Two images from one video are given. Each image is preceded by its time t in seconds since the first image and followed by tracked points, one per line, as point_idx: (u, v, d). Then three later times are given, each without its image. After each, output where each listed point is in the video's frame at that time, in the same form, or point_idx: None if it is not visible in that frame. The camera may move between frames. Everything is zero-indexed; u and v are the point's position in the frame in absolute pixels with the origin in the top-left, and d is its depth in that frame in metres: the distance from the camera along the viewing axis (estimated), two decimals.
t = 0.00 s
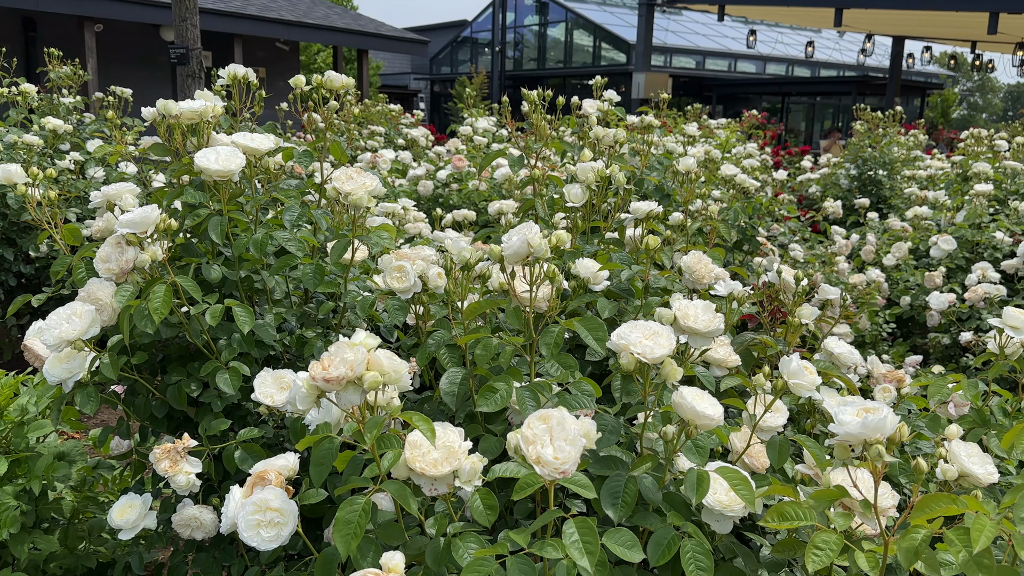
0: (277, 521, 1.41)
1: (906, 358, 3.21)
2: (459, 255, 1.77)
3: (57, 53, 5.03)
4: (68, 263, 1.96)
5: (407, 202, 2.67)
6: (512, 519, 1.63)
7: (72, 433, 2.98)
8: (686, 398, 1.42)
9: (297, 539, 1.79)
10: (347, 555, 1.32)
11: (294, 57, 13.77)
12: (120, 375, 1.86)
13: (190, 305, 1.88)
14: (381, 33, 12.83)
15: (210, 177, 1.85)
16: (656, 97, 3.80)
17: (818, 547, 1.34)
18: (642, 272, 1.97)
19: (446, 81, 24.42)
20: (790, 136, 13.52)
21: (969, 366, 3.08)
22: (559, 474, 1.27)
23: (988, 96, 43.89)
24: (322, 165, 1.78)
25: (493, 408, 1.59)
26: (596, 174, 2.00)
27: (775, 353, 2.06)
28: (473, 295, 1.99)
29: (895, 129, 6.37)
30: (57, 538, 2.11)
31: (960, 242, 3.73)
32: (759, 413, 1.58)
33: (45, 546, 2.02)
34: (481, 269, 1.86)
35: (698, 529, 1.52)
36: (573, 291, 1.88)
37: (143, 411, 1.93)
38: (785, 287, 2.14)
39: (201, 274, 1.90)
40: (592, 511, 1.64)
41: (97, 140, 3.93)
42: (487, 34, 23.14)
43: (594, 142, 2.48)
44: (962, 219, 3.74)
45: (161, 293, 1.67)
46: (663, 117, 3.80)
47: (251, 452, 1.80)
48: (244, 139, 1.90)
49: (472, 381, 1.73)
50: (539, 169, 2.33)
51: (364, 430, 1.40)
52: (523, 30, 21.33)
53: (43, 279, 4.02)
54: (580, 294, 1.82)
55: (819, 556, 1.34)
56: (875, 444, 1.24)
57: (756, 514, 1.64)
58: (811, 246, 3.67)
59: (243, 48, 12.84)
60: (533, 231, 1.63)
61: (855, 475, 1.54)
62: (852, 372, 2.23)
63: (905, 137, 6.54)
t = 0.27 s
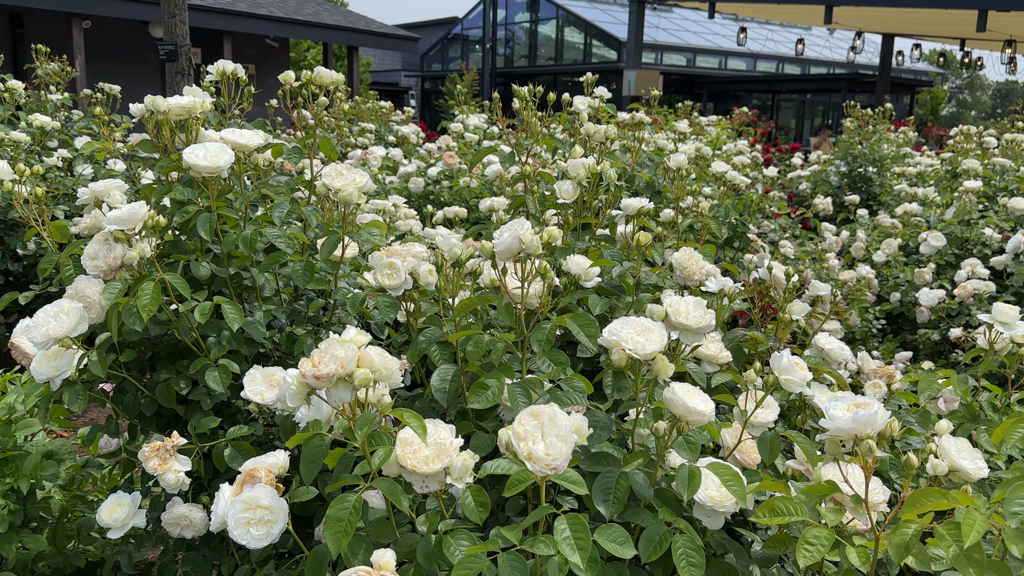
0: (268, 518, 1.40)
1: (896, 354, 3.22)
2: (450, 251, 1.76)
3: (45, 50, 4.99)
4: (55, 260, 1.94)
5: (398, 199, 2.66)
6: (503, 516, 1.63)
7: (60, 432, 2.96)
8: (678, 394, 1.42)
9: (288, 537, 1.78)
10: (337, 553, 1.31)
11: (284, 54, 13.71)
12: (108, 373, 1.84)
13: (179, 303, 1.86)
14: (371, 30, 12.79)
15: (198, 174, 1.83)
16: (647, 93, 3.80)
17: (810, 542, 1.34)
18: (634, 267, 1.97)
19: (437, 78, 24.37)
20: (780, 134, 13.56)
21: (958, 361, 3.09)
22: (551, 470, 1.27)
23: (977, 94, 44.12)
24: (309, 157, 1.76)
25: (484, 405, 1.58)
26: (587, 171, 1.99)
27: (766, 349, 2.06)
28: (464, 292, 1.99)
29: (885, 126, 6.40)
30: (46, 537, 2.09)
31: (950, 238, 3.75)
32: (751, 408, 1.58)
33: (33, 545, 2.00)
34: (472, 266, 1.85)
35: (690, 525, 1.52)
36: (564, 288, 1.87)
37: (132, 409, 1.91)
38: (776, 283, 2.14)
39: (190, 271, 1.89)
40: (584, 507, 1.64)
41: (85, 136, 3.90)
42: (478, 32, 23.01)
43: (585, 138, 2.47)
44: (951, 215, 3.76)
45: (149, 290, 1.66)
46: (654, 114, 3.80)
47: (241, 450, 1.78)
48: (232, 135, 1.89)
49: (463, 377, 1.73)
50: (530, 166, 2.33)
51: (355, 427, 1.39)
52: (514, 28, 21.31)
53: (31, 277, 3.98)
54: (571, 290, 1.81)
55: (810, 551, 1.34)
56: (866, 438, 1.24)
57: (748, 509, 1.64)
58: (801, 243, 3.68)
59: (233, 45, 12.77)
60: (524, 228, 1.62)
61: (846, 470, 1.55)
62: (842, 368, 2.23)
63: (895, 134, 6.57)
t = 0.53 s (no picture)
0: (259, 518, 1.40)
1: (885, 351, 3.24)
2: (440, 248, 1.76)
3: (31, 46, 4.95)
4: (42, 258, 1.93)
5: (387, 196, 2.65)
6: (494, 514, 1.62)
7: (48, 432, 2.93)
8: (668, 394, 1.42)
9: (278, 535, 1.78)
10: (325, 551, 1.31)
11: (273, 51, 13.65)
12: (96, 372, 1.83)
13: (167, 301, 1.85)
14: (361, 27, 12.74)
15: (186, 170, 1.82)
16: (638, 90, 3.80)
17: (800, 538, 1.34)
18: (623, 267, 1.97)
19: (427, 76, 24.32)
20: (769, 131, 13.61)
21: (947, 358, 3.11)
22: (540, 468, 1.26)
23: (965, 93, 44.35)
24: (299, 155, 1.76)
25: (475, 403, 1.58)
26: (577, 168, 1.99)
27: (755, 346, 2.07)
28: (455, 289, 1.98)
29: (873, 124, 6.42)
30: (33, 537, 2.08)
31: (938, 235, 3.76)
32: (741, 404, 1.58)
33: (20, 545, 1.99)
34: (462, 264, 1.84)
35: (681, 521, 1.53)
36: (556, 285, 1.87)
37: (120, 408, 1.90)
38: (766, 280, 2.14)
39: (178, 269, 1.87)
40: (575, 504, 1.64)
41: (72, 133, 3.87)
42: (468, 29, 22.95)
43: (575, 135, 2.47)
44: (939, 213, 3.78)
45: (137, 288, 1.65)
46: (644, 111, 3.80)
47: (230, 448, 1.77)
48: (221, 132, 1.87)
49: (453, 375, 1.72)
50: (520, 163, 2.32)
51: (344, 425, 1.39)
52: (503, 25, 21.29)
53: (17, 275, 3.95)
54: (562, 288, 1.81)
55: (799, 548, 1.34)
56: (855, 434, 1.25)
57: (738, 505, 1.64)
58: (791, 240, 3.69)
59: (221, 42, 12.70)
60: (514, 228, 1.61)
61: (836, 468, 1.55)
62: (832, 364, 2.24)
63: (884, 131, 6.59)
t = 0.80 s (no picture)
0: (246, 518, 1.39)
1: (871, 348, 3.25)
2: (428, 247, 1.75)
3: (14, 42, 4.89)
4: (25, 257, 1.91)
5: (376, 194, 2.64)
6: (482, 513, 1.62)
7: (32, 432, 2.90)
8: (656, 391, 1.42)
9: (266, 535, 1.77)
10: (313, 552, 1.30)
11: (260, 48, 13.58)
12: (81, 371, 1.82)
13: (153, 300, 1.84)
14: (350, 24, 12.70)
15: (172, 169, 1.81)
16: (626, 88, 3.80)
17: (787, 535, 1.35)
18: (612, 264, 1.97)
19: (416, 73, 24.26)
20: (757, 129, 13.71)
21: (933, 354, 3.13)
22: (528, 467, 1.26)
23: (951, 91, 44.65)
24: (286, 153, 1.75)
25: (463, 402, 1.58)
26: (565, 166, 1.99)
27: (743, 344, 2.08)
28: (443, 288, 1.98)
29: (860, 122, 6.45)
30: (17, 539, 2.05)
31: (924, 233, 3.79)
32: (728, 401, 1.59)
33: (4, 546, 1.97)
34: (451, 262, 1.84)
35: (669, 518, 1.53)
36: (544, 283, 1.87)
37: (105, 408, 1.88)
38: (753, 278, 2.15)
39: (164, 268, 1.86)
40: (563, 503, 1.64)
41: (56, 130, 3.83)
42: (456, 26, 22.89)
43: (564, 133, 2.47)
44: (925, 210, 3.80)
45: (123, 287, 1.63)
46: (633, 109, 3.80)
47: (217, 448, 1.76)
48: (207, 130, 1.86)
49: (441, 373, 1.72)
50: (508, 161, 2.32)
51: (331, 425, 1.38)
52: (492, 23, 21.25)
53: (1, 273, 3.91)
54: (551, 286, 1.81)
55: (786, 544, 1.35)
56: (842, 432, 1.25)
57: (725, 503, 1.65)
58: (778, 238, 3.71)
59: (208, 39, 12.62)
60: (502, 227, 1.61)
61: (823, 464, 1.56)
62: (819, 361, 2.25)
63: (870, 130, 6.63)
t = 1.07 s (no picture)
0: (228, 518, 1.38)
1: (855, 345, 3.27)
2: (412, 245, 1.75)
3: None
4: (6, 256, 1.89)
5: (361, 192, 2.63)
6: (467, 511, 1.62)
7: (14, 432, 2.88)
8: (640, 389, 1.42)
9: (250, 534, 1.76)
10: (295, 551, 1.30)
11: (246, 46, 13.51)
12: (63, 371, 1.80)
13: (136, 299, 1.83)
14: (336, 22, 12.65)
15: (155, 166, 1.79)
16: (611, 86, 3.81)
17: (769, 531, 1.35)
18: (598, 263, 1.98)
19: (403, 72, 24.20)
20: (743, 128, 13.75)
21: (915, 351, 3.15)
22: (512, 464, 1.26)
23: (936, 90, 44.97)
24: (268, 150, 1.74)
25: (447, 400, 1.58)
26: (550, 164, 1.99)
27: (727, 341, 2.09)
28: (428, 286, 1.98)
29: (845, 121, 6.49)
30: None
31: (907, 230, 3.82)
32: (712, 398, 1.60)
33: None
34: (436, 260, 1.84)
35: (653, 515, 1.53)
36: (530, 281, 1.87)
37: (88, 408, 1.87)
38: (737, 276, 2.16)
39: (146, 266, 1.85)
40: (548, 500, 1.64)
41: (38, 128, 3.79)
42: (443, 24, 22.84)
43: (549, 131, 2.47)
44: (909, 208, 3.83)
45: (104, 286, 1.62)
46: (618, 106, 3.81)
47: (200, 447, 1.75)
48: (190, 127, 1.85)
49: (426, 371, 1.71)
50: (494, 159, 2.32)
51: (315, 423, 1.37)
52: (480, 21, 21.23)
53: None
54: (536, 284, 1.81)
55: (768, 540, 1.35)
56: (824, 428, 1.26)
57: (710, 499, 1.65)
58: (763, 236, 3.72)
59: (193, 36, 12.54)
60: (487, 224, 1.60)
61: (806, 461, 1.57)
62: (803, 358, 2.26)
63: (855, 128, 6.67)
